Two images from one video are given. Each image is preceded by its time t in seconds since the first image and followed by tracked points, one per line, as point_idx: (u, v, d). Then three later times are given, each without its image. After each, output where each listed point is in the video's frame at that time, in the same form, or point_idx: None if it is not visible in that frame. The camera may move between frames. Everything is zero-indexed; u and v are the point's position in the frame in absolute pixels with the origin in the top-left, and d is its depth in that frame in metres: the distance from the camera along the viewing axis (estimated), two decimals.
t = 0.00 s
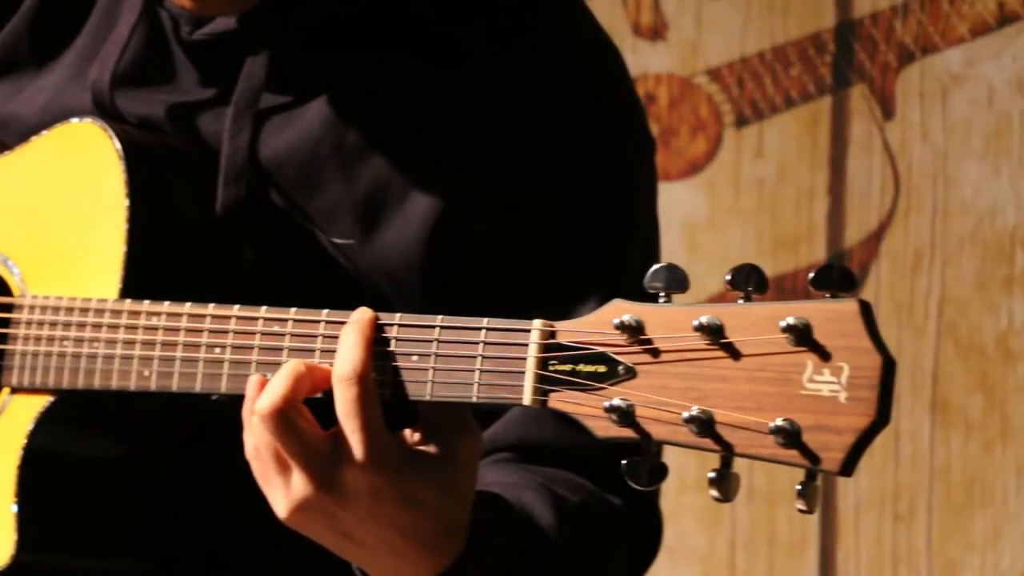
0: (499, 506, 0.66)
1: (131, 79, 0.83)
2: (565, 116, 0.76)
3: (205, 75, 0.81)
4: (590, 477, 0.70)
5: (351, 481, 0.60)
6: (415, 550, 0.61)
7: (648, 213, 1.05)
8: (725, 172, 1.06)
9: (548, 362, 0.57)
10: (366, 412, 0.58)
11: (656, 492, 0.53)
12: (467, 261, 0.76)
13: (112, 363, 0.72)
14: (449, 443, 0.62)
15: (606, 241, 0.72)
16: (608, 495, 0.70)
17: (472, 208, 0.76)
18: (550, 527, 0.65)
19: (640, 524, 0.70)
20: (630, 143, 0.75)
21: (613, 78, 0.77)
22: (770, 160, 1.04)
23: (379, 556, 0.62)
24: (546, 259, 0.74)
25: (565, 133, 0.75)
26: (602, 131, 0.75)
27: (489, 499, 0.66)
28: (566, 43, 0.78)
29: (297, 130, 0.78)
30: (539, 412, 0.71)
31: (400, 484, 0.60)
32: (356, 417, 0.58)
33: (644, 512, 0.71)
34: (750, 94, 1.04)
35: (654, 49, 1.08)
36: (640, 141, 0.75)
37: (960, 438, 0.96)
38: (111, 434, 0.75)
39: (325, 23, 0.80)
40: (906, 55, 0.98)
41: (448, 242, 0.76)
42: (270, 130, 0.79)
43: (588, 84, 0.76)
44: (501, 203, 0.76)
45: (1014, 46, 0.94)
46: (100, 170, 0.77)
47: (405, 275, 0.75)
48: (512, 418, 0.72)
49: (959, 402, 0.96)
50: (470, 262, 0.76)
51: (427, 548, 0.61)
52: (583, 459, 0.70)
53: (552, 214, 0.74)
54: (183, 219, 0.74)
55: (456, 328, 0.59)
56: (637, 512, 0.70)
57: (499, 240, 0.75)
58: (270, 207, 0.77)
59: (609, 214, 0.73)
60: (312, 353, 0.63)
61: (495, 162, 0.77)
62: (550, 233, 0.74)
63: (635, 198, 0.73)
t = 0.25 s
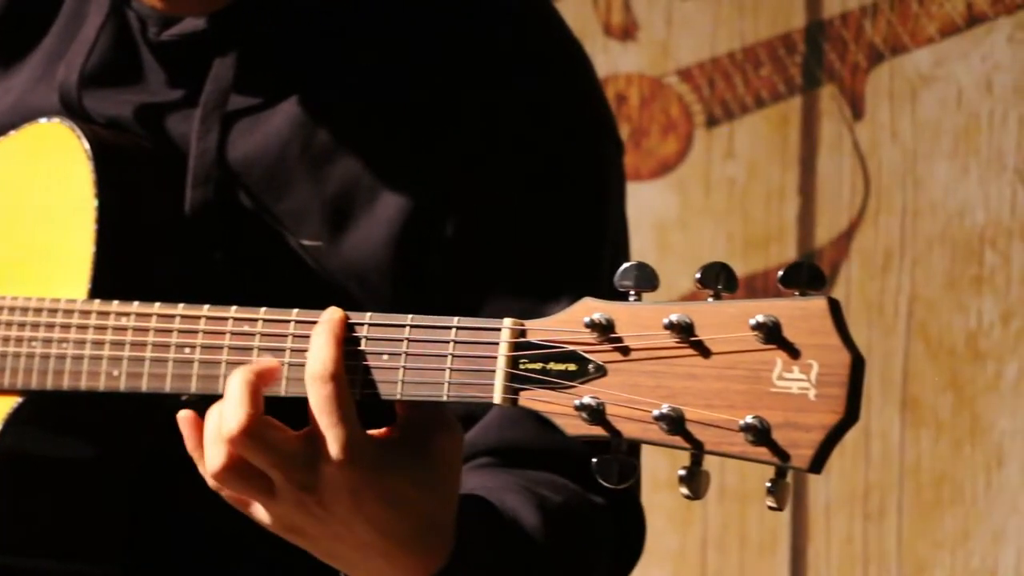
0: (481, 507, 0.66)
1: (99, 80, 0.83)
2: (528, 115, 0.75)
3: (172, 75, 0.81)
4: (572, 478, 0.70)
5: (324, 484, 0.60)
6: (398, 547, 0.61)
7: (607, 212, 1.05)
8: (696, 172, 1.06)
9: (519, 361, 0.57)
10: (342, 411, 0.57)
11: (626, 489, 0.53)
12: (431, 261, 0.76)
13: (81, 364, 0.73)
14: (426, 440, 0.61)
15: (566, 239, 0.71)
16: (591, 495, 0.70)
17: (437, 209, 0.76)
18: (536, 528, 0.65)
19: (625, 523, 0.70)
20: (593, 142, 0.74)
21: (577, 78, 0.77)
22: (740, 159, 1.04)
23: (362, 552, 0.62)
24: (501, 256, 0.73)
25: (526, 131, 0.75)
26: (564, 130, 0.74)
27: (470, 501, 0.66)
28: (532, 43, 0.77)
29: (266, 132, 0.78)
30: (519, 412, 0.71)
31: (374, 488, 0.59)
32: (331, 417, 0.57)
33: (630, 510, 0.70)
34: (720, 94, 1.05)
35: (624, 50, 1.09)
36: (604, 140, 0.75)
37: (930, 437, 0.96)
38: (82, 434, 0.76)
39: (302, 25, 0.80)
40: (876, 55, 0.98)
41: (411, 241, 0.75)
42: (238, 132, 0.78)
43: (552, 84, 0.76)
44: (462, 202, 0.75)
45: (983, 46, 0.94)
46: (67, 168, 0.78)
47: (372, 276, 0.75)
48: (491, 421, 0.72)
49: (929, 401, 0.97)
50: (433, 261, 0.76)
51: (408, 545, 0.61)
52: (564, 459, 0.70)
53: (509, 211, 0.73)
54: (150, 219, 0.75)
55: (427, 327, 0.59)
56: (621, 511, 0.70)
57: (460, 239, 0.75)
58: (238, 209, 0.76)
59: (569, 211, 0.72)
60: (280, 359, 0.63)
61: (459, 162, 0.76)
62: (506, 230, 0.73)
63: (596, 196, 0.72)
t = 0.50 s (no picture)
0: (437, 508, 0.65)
1: (61, 80, 0.85)
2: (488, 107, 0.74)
3: (134, 75, 0.82)
4: (530, 484, 0.69)
5: (369, 482, 0.60)
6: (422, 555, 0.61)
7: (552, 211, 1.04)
8: (664, 172, 1.06)
9: (486, 351, 0.57)
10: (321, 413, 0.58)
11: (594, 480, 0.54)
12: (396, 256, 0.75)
13: (48, 361, 0.73)
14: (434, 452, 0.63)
15: (526, 230, 0.70)
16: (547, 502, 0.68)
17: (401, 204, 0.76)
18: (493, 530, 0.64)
19: (580, 535, 0.69)
20: (554, 134, 0.73)
21: (537, 69, 0.76)
22: (707, 160, 1.04)
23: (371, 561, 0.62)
24: (466, 250, 0.72)
25: (486, 123, 0.74)
26: (524, 121, 0.73)
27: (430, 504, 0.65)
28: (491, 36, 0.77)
29: (228, 132, 0.79)
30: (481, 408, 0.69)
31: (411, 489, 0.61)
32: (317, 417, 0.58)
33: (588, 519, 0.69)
34: (688, 94, 1.05)
35: (592, 51, 1.09)
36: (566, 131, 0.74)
37: (896, 436, 0.97)
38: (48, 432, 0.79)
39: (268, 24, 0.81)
40: (842, 55, 0.98)
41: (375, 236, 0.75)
42: (199, 132, 0.79)
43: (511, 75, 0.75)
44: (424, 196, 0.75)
45: (948, 47, 0.95)
46: (32, 168, 0.79)
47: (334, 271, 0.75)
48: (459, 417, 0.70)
49: (895, 400, 0.97)
50: (397, 255, 0.75)
51: (433, 550, 0.62)
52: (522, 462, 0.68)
53: (474, 204, 0.73)
54: (110, 215, 0.75)
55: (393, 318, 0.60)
56: (579, 519, 0.69)
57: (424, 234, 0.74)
58: (206, 208, 0.77)
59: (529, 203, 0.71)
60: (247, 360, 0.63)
61: (419, 156, 0.76)
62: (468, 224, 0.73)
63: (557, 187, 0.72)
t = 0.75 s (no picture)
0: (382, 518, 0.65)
1: (33, 82, 0.87)
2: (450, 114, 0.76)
3: (102, 80, 0.84)
4: (475, 504, 0.69)
5: (321, 486, 0.60)
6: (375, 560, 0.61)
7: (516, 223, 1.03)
8: (637, 173, 1.06)
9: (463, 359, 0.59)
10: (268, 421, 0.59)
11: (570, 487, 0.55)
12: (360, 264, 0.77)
13: (20, 364, 0.73)
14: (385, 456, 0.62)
15: (488, 237, 0.72)
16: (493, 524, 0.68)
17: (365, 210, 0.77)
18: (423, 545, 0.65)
19: (521, 557, 0.69)
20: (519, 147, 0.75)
21: (500, 79, 0.77)
22: (680, 160, 1.04)
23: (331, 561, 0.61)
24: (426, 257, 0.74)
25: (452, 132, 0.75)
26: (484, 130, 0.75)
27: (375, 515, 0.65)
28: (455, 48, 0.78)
29: (197, 142, 0.81)
30: (441, 417, 0.70)
31: (362, 494, 0.60)
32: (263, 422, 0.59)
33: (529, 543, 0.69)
34: (661, 94, 1.05)
35: (564, 51, 1.08)
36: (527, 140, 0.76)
37: (868, 436, 0.97)
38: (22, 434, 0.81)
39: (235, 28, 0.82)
40: (814, 56, 0.99)
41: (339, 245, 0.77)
42: (168, 142, 0.82)
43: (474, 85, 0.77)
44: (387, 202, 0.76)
45: (919, 47, 0.95)
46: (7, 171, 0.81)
47: (300, 283, 0.78)
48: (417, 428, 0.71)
49: (867, 399, 0.97)
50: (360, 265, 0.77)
51: (387, 555, 0.61)
52: (470, 482, 0.69)
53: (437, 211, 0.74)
54: (81, 221, 0.78)
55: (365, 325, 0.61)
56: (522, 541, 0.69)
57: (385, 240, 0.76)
58: (170, 215, 0.81)
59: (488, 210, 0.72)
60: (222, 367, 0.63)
61: (384, 164, 0.77)
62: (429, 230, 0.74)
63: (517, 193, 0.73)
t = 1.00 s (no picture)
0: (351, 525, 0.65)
1: None
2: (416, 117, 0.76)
3: (67, 82, 0.84)
4: (437, 507, 0.69)
5: (288, 483, 0.60)
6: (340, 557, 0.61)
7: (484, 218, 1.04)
8: (603, 173, 1.06)
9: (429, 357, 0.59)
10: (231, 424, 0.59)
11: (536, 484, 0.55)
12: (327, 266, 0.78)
13: None
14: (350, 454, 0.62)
15: (455, 243, 0.72)
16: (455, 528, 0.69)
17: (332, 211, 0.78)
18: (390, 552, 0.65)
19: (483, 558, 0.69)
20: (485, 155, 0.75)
21: (465, 79, 0.78)
22: (646, 161, 1.04)
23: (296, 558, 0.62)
24: (392, 260, 0.74)
25: (419, 136, 0.76)
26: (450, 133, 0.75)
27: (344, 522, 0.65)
28: (419, 48, 0.78)
29: (161, 143, 0.81)
30: (404, 417, 0.70)
31: (329, 492, 0.60)
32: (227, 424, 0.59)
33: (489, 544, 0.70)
34: (626, 95, 1.05)
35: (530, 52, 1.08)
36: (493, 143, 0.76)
37: (833, 435, 0.98)
38: None
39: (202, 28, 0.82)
40: (779, 57, 0.99)
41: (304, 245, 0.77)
42: (133, 143, 0.82)
43: (439, 85, 0.77)
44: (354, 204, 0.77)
45: (883, 48, 0.96)
46: None
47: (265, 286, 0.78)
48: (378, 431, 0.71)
49: (832, 399, 0.98)
50: (325, 267, 0.78)
51: (352, 553, 0.61)
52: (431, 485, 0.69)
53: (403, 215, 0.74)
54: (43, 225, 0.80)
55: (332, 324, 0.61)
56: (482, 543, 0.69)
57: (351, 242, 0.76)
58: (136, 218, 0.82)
59: (455, 214, 0.73)
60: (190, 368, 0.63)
61: (353, 166, 0.78)
62: (396, 233, 0.74)
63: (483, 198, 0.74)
